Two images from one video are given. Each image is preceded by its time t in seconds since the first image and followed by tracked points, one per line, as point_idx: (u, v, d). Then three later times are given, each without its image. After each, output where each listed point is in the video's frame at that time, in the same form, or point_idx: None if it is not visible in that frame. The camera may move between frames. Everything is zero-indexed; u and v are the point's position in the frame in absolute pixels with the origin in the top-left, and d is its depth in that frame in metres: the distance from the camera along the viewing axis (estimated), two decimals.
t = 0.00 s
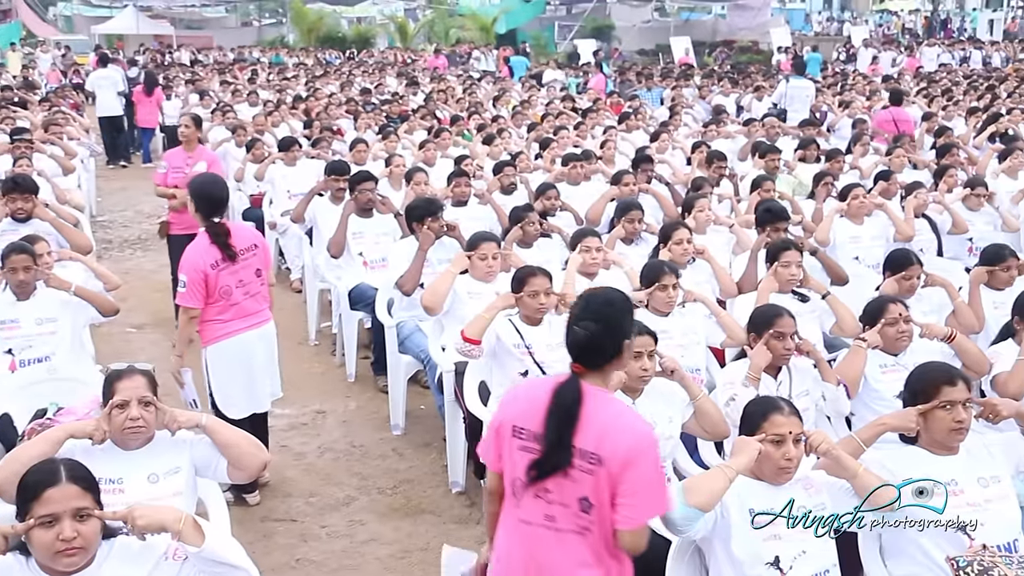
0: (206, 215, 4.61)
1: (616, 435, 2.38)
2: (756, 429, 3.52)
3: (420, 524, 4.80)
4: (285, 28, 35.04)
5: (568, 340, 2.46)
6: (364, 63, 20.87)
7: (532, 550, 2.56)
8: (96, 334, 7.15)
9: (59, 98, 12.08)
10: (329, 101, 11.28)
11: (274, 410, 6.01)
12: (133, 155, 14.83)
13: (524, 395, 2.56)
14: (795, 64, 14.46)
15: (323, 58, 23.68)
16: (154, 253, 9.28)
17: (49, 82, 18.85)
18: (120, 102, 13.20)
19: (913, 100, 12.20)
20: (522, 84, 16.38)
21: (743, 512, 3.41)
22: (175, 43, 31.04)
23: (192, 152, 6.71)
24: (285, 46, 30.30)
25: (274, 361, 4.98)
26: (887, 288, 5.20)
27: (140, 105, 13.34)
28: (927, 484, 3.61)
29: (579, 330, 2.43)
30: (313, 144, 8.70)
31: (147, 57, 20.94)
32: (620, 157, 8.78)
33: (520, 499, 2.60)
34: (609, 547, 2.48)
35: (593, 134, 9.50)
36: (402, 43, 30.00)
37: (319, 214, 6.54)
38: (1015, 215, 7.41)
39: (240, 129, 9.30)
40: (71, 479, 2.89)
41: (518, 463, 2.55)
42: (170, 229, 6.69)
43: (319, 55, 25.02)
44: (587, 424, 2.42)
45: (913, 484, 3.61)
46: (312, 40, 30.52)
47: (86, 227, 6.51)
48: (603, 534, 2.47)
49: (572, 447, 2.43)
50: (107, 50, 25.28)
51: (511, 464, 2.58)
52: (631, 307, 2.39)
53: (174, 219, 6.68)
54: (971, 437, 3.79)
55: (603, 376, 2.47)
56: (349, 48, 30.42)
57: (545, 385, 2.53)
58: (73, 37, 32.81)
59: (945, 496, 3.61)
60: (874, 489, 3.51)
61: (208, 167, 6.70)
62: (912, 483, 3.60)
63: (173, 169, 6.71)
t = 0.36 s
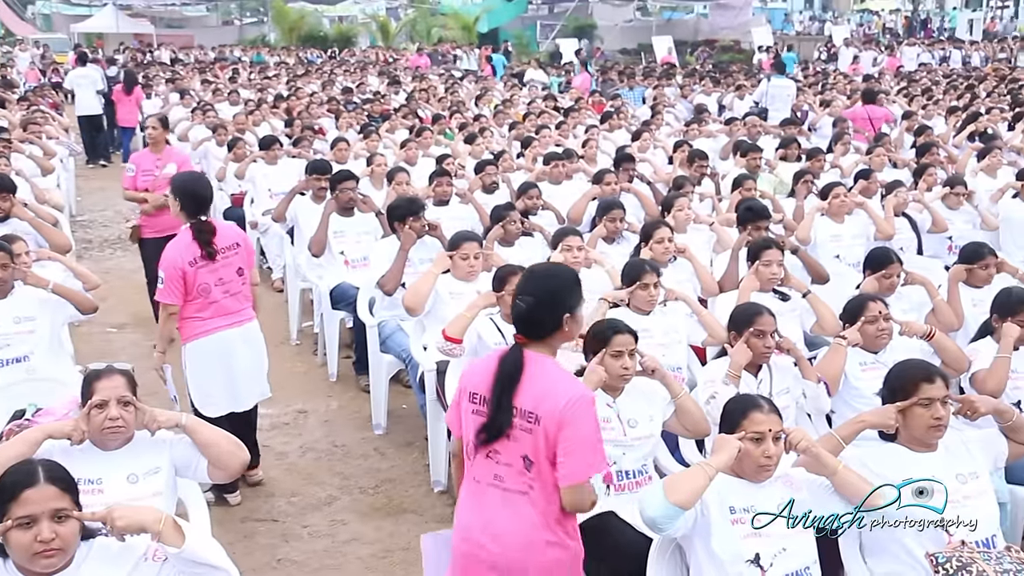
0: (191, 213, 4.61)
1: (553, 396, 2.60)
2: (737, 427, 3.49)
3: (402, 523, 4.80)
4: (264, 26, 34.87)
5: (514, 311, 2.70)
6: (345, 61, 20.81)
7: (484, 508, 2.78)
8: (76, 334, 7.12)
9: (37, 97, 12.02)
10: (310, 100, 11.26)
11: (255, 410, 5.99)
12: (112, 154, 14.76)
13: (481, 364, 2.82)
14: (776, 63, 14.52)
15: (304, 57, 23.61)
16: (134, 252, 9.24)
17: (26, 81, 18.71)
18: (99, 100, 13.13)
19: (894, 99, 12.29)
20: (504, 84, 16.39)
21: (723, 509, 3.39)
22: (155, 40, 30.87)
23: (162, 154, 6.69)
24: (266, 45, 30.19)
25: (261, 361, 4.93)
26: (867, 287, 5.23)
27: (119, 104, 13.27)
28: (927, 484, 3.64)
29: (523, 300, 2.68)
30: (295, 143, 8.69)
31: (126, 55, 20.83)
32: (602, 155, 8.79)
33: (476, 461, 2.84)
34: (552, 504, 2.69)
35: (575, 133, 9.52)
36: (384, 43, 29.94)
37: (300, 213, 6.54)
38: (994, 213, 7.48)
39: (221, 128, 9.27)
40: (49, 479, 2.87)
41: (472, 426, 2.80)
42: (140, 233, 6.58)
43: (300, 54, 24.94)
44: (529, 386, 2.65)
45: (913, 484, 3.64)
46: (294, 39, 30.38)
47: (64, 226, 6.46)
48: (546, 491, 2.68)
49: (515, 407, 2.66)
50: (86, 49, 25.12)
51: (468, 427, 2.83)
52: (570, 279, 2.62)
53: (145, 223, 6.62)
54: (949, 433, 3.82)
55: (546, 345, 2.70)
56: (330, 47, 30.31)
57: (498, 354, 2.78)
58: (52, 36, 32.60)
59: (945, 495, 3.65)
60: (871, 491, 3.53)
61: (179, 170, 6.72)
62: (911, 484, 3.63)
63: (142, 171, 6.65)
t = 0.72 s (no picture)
0: (189, 207, 4.63)
1: (554, 389, 2.71)
2: (715, 425, 3.49)
3: (383, 522, 4.79)
4: (246, 24, 34.80)
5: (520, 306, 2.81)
6: (327, 59, 20.75)
7: (488, 498, 2.91)
8: (55, 332, 7.09)
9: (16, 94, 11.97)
10: (292, 98, 11.25)
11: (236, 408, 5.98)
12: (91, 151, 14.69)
13: (490, 357, 2.94)
14: (758, 62, 14.57)
15: (286, 55, 23.55)
16: (114, 251, 9.21)
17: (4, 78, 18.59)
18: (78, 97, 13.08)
19: (875, 98, 12.36)
20: (486, 82, 16.39)
21: (702, 508, 3.38)
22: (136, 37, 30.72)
23: (140, 155, 6.65)
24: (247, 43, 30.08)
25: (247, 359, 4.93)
26: (847, 284, 5.24)
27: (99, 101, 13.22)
28: (927, 484, 3.65)
29: (530, 294, 2.77)
30: (276, 141, 8.68)
31: (106, 52, 20.75)
32: (584, 154, 8.81)
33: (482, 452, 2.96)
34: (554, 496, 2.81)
35: (557, 131, 9.53)
36: (366, 40, 29.90)
37: (282, 211, 6.53)
38: (973, 211, 7.53)
39: (202, 125, 9.26)
40: (24, 478, 2.85)
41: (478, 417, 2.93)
42: (121, 234, 6.59)
43: (282, 51, 24.88)
44: (531, 380, 2.76)
45: (913, 484, 3.65)
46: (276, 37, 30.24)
47: (44, 224, 6.43)
48: (548, 483, 2.80)
49: (519, 400, 2.78)
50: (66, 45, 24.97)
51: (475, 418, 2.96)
52: (576, 276, 2.71)
53: (128, 225, 6.58)
54: (927, 430, 3.84)
55: (549, 339, 2.80)
56: (312, 45, 30.20)
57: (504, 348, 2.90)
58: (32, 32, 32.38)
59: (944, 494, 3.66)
60: (873, 489, 3.64)
61: (157, 170, 6.74)
62: (911, 484, 3.64)
63: (122, 172, 6.56)
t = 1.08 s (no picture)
0: (177, 201, 4.63)
1: (597, 370, 2.91)
2: (690, 420, 3.41)
3: (360, 519, 4.78)
4: (223, 19, 34.79)
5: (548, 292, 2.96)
6: (304, 55, 20.67)
7: (521, 481, 3.03)
8: (29, 330, 7.05)
9: None
10: (269, 94, 11.22)
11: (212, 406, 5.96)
12: (65, 148, 14.59)
13: (513, 343, 3.05)
14: (735, 58, 14.63)
15: (263, 50, 23.45)
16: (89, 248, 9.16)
17: None
18: (52, 93, 13.00)
19: (851, 94, 12.44)
20: (465, 78, 16.38)
21: (677, 502, 3.26)
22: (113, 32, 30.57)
23: (122, 154, 6.53)
24: (224, 38, 29.89)
25: (234, 354, 4.86)
26: (823, 280, 5.27)
27: (73, 97, 13.13)
28: (927, 484, 3.68)
29: (559, 280, 2.93)
30: (251, 137, 8.68)
31: (80, 48, 20.58)
32: (561, 150, 8.83)
33: (510, 437, 3.07)
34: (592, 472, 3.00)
35: (535, 127, 9.54)
36: (345, 36, 29.80)
37: (258, 208, 6.51)
38: (947, 206, 7.59)
39: (177, 121, 9.22)
40: None
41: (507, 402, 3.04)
42: (102, 235, 6.55)
43: (259, 47, 24.77)
44: (569, 363, 2.92)
45: (915, 485, 3.67)
46: (253, 32, 30.05)
47: (18, 221, 6.39)
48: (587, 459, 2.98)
49: (558, 383, 2.93)
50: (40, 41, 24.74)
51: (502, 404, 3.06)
52: (606, 264, 2.91)
53: (110, 227, 6.55)
54: (900, 424, 3.86)
55: (576, 323, 2.98)
56: (290, 40, 30.04)
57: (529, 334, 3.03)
58: (7, 27, 32.07)
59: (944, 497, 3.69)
60: (870, 491, 3.65)
61: (139, 169, 6.65)
62: (911, 484, 3.66)
63: (104, 172, 6.45)
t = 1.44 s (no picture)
0: (156, 197, 4.62)
1: (653, 358, 3.16)
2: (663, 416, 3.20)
3: (336, 517, 4.77)
4: (198, 16, 34.63)
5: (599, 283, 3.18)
6: (280, 52, 20.57)
7: (581, 461, 3.32)
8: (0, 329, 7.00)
9: None
10: (243, 91, 11.17)
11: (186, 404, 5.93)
12: (38, 146, 14.46)
13: (564, 332, 3.28)
14: (711, 56, 14.67)
15: (238, 47, 23.31)
16: (62, 246, 9.10)
17: None
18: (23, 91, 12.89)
19: (826, 90, 12.51)
20: (441, 75, 16.36)
21: (652, 498, 3.25)
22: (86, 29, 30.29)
23: (108, 153, 6.47)
24: (199, 35, 29.68)
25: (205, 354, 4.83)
26: (798, 276, 5.29)
27: (45, 95, 13.01)
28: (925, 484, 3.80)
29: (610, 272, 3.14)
30: (226, 135, 8.66)
31: (53, 45, 20.39)
32: (537, 147, 8.83)
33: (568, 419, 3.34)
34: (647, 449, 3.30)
35: (511, 124, 9.55)
36: (321, 33, 29.67)
37: (233, 205, 6.48)
38: (920, 203, 7.66)
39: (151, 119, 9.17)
40: None
41: (565, 389, 3.30)
42: (89, 235, 6.51)
43: (234, 44, 24.64)
44: (624, 351, 3.17)
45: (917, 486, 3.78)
46: (228, 29, 29.83)
47: None
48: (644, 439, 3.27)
49: (615, 370, 3.18)
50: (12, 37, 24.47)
51: (559, 390, 3.32)
52: (655, 258, 3.12)
53: (96, 227, 6.50)
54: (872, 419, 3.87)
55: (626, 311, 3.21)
56: (265, 36, 29.84)
57: (581, 322, 3.25)
58: None
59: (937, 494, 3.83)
60: (872, 489, 3.67)
61: (124, 166, 6.60)
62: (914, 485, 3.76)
63: (90, 170, 6.38)
